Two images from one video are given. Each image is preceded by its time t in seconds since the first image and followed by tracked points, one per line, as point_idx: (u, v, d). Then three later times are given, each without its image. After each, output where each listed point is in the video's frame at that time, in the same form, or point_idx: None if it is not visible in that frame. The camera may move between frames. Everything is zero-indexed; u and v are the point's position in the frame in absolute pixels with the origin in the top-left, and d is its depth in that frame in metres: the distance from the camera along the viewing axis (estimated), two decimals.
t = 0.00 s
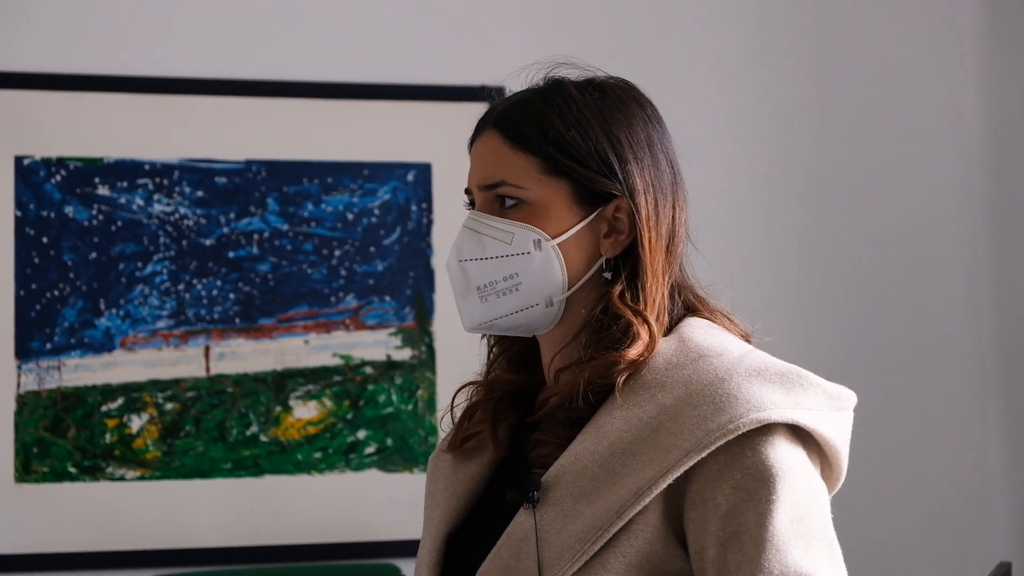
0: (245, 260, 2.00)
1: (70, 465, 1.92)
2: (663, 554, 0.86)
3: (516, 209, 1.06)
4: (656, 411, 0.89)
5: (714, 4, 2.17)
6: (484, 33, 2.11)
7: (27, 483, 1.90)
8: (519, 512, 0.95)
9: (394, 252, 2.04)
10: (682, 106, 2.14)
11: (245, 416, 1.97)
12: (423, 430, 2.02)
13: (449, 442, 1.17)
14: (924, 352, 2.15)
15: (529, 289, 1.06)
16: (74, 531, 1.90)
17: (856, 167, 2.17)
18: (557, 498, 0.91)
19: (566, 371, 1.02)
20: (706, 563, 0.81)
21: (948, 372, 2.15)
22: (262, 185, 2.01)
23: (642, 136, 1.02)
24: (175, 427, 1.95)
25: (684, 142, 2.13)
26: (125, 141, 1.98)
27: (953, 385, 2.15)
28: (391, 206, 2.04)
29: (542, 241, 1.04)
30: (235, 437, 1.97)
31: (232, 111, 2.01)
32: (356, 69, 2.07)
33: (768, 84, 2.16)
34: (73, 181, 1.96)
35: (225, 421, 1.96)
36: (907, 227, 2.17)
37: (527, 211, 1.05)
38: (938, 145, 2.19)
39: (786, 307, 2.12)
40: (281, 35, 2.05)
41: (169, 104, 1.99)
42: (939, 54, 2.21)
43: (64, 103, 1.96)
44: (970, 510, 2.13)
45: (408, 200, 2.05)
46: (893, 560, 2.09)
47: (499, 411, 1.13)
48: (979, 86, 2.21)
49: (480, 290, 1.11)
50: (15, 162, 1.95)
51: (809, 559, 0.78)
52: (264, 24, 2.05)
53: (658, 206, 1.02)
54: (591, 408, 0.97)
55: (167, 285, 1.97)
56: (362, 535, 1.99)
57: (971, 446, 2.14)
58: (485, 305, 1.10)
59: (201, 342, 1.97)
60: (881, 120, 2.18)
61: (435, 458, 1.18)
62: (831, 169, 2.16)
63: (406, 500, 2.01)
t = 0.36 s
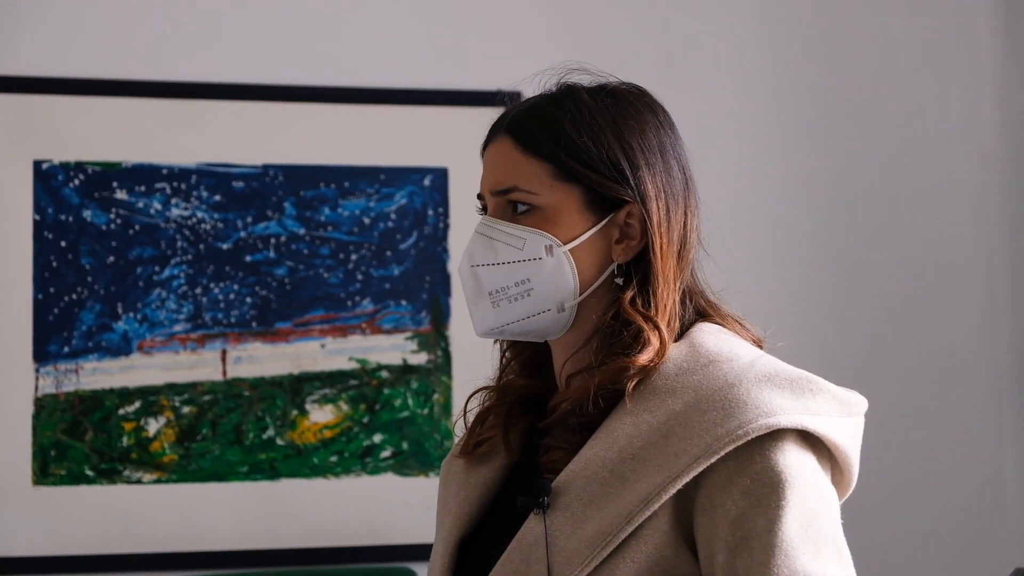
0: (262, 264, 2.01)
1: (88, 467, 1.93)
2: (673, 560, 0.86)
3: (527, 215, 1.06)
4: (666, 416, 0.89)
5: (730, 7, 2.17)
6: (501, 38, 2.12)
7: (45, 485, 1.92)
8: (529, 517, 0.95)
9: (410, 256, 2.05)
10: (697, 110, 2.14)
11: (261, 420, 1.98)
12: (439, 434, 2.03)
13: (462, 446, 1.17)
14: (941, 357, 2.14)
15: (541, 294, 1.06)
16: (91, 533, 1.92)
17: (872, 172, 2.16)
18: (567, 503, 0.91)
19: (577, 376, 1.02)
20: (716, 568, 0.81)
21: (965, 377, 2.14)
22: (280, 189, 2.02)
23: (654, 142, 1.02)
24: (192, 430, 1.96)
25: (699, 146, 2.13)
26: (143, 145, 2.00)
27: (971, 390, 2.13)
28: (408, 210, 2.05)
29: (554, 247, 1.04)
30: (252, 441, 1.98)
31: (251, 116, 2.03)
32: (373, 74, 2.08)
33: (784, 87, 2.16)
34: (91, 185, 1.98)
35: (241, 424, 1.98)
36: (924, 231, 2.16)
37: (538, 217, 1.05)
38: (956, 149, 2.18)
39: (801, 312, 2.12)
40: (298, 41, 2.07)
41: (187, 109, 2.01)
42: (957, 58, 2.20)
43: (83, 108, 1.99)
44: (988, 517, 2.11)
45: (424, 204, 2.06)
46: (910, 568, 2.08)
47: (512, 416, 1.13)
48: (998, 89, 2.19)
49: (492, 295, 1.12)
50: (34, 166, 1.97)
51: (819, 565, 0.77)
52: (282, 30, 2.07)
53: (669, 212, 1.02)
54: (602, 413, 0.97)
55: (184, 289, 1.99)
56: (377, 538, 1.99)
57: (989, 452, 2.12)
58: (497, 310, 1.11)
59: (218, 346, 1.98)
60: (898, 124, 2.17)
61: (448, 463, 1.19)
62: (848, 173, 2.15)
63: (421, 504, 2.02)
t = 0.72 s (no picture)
0: (258, 269, 2.02)
1: (82, 471, 1.93)
2: (669, 567, 0.87)
3: (524, 224, 1.07)
4: (662, 424, 0.89)
5: (726, 16, 2.18)
6: (498, 45, 2.13)
7: (39, 489, 1.92)
8: (525, 525, 0.96)
9: (406, 262, 2.06)
10: (693, 118, 2.15)
11: (257, 424, 1.98)
12: (434, 440, 2.03)
13: (458, 453, 1.18)
14: (934, 365, 2.15)
15: (537, 302, 1.06)
16: (85, 537, 1.92)
17: (867, 181, 2.17)
18: (563, 510, 0.92)
19: (574, 384, 1.03)
20: None
21: (959, 385, 2.15)
22: (276, 195, 2.03)
23: (650, 152, 1.03)
24: (187, 434, 1.97)
25: (695, 154, 2.14)
26: (140, 150, 2.00)
27: (964, 398, 2.14)
28: (404, 216, 2.06)
29: (551, 255, 1.05)
30: (247, 445, 1.98)
31: (248, 121, 2.04)
32: (371, 80, 2.09)
33: (780, 96, 2.17)
34: (88, 189, 1.98)
35: (236, 429, 1.98)
36: (919, 241, 2.17)
37: (536, 226, 1.06)
38: (950, 159, 2.19)
39: (795, 320, 2.13)
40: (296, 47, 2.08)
41: (184, 113, 2.02)
42: (951, 67, 2.21)
43: (80, 112, 1.99)
44: (981, 525, 2.12)
45: (421, 210, 2.07)
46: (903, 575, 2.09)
47: (508, 424, 1.14)
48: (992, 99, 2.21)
49: (489, 304, 1.12)
50: (31, 170, 1.97)
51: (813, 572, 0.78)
52: (280, 35, 2.08)
53: (665, 221, 1.03)
54: (598, 421, 0.98)
55: (180, 294, 1.99)
56: (372, 543, 2.00)
57: (982, 461, 2.13)
58: (494, 319, 1.11)
59: (214, 350, 1.99)
60: (892, 133, 2.18)
61: (444, 470, 1.19)
62: (842, 181, 2.17)
63: (416, 510, 2.02)
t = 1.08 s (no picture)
0: (253, 275, 2.01)
1: (77, 478, 1.93)
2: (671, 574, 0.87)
3: (524, 231, 1.07)
4: (664, 431, 0.90)
5: (720, 22, 2.19)
6: (493, 52, 2.13)
7: (34, 496, 1.91)
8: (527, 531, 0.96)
9: (402, 268, 2.06)
10: (688, 123, 2.16)
11: (252, 431, 1.98)
12: (429, 446, 2.03)
13: (456, 460, 1.18)
14: (928, 370, 2.15)
15: (537, 310, 1.07)
16: (79, 543, 1.92)
17: (861, 186, 2.18)
18: (565, 518, 0.92)
19: (574, 392, 1.03)
20: None
21: (953, 390, 2.15)
22: (271, 201, 2.03)
23: (648, 160, 1.03)
24: (182, 441, 1.96)
25: (691, 159, 2.14)
26: (134, 156, 2.00)
27: (958, 403, 2.15)
28: (399, 222, 2.06)
29: (550, 263, 1.05)
30: (242, 452, 1.98)
31: (243, 128, 2.04)
32: (366, 87, 2.09)
33: (774, 102, 2.18)
34: (83, 195, 1.98)
35: (231, 435, 1.98)
36: (913, 246, 2.18)
37: (535, 233, 1.06)
38: (943, 164, 2.20)
39: (789, 325, 2.14)
40: (291, 53, 2.08)
41: (179, 120, 2.02)
42: (945, 73, 2.22)
43: (75, 118, 1.99)
44: (975, 529, 2.12)
45: (416, 216, 2.07)
46: None
47: (506, 431, 1.14)
48: (986, 105, 2.22)
49: (488, 311, 1.12)
50: (25, 176, 1.97)
51: None
52: (276, 42, 2.08)
53: (664, 229, 1.03)
54: (598, 429, 0.98)
55: (175, 300, 1.99)
56: (367, 550, 1.99)
57: (977, 465, 2.14)
58: (493, 326, 1.11)
59: (209, 357, 1.98)
60: (886, 139, 2.19)
61: (442, 478, 1.19)
62: (836, 186, 2.17)
63: (411, 516, 2.02)
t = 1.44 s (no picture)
0: (252, 279, 2.01)
1: (78, 483, 1.92)
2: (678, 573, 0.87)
3: (528, 231, 1.07)
4: (670, 430, 0.89)
5: (717, 22, 2.19)
6: (492, 53, 2.13)
7: (35, 502, 1.91)
8: (533, 531, 0.96)
9: (401, 271, 2.06)
10: (685, 124, 2.15)
11: (252, 435, 1.98)
12: (430, 449, 2.03)
13: (461, 461, 1.18)
14: (930, 369, 2.15)
15: (542, 309, 1.07)
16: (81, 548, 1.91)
17: (860, 185, 2.18)
18: (572, 517, 0.92)
19: (579, 391, 1.03)
20: None
21: (954, 388, 2.15)
22: (270, 204, 2.03)
23: (653, 159, 1.03)
24: (183, 445, 1.96)
25: (690, 159, 2.14)
26: (132, 160, 2.00)
27: (960, 401, 2.15)
28: (398, 224, 2.06)
29: (555, 262, 1.05)
30: (242, 456, 1.97)
31: (241, 131, 2.03)
32: (364, 90, 2.09)
33: (772, 102, 2.18)
34: (81, 201, 1.98)
35: (232, 439, 1.97)
36: (913, 245, 2.18)
37: (540, 233, 1.06)
38: (943, 163, 2.20)
39: (789, 324, 2.13)
40: (289, 56, 2.08)
41: (177, 124, 2.02)
42: (943, 72, 2.22)
43: (73, 123, 1.99)
44: (977, 527, 2.12)
45: (415, 219, 2.07)
46: None
47: (510, 432, 1.14)
48: (984, 104, 2.22)
49: (493, 311, 1.12)
50: (24, 182, 1.97)
51: None
52: (273, 45, 2.08)
53: (668, 227, 1.03)
54: (604, 428, 0.98)
55: (175, 304, 1.99)
56: (369, 552, 1.99)
57: (979, 464, 2.13)
58: (499, 326, 1.11)
59: (209, 361, 1.98)
60: (884, 138, 2.19)
61: (446, 478, 1.19)
62: (835, 185, 2.17)
63: (412, 518, 2.01)
